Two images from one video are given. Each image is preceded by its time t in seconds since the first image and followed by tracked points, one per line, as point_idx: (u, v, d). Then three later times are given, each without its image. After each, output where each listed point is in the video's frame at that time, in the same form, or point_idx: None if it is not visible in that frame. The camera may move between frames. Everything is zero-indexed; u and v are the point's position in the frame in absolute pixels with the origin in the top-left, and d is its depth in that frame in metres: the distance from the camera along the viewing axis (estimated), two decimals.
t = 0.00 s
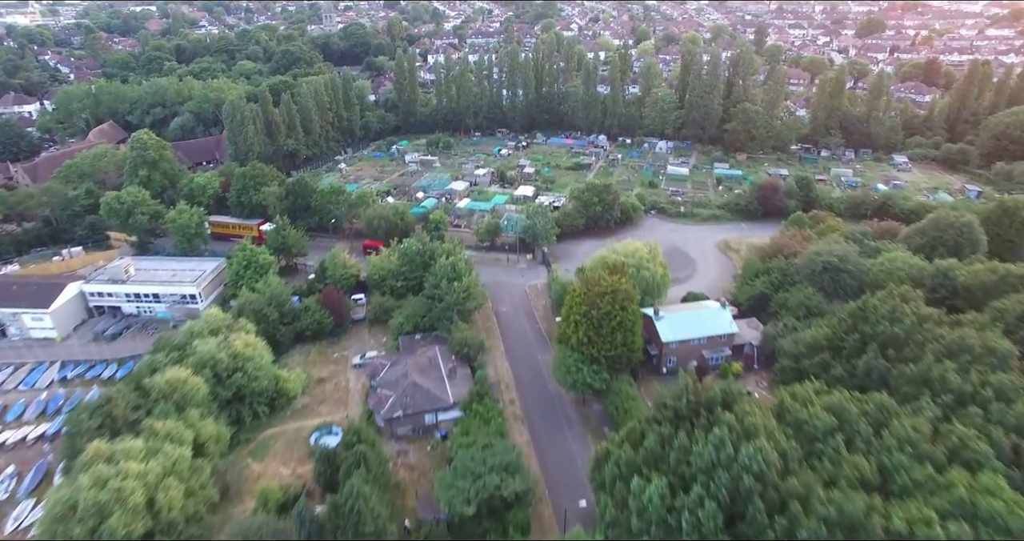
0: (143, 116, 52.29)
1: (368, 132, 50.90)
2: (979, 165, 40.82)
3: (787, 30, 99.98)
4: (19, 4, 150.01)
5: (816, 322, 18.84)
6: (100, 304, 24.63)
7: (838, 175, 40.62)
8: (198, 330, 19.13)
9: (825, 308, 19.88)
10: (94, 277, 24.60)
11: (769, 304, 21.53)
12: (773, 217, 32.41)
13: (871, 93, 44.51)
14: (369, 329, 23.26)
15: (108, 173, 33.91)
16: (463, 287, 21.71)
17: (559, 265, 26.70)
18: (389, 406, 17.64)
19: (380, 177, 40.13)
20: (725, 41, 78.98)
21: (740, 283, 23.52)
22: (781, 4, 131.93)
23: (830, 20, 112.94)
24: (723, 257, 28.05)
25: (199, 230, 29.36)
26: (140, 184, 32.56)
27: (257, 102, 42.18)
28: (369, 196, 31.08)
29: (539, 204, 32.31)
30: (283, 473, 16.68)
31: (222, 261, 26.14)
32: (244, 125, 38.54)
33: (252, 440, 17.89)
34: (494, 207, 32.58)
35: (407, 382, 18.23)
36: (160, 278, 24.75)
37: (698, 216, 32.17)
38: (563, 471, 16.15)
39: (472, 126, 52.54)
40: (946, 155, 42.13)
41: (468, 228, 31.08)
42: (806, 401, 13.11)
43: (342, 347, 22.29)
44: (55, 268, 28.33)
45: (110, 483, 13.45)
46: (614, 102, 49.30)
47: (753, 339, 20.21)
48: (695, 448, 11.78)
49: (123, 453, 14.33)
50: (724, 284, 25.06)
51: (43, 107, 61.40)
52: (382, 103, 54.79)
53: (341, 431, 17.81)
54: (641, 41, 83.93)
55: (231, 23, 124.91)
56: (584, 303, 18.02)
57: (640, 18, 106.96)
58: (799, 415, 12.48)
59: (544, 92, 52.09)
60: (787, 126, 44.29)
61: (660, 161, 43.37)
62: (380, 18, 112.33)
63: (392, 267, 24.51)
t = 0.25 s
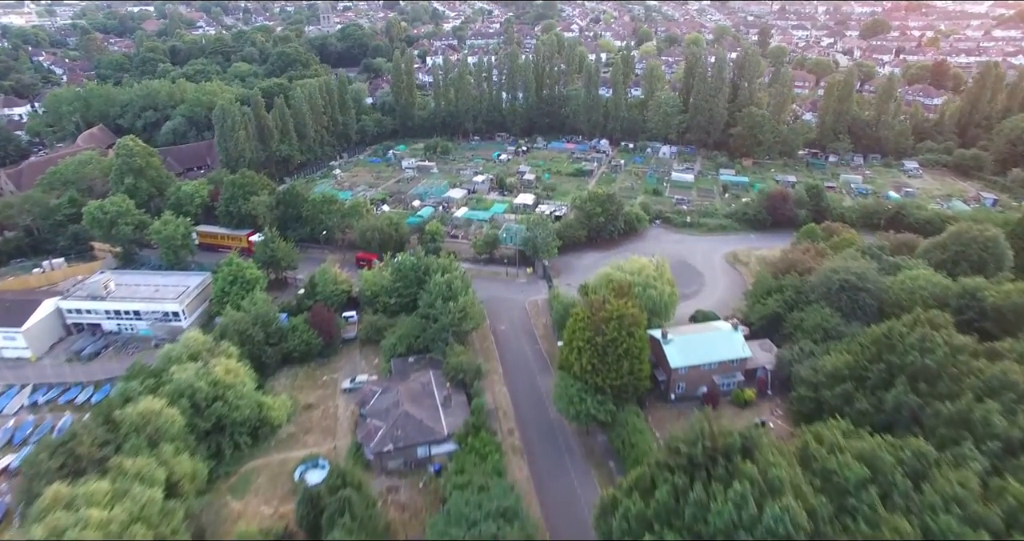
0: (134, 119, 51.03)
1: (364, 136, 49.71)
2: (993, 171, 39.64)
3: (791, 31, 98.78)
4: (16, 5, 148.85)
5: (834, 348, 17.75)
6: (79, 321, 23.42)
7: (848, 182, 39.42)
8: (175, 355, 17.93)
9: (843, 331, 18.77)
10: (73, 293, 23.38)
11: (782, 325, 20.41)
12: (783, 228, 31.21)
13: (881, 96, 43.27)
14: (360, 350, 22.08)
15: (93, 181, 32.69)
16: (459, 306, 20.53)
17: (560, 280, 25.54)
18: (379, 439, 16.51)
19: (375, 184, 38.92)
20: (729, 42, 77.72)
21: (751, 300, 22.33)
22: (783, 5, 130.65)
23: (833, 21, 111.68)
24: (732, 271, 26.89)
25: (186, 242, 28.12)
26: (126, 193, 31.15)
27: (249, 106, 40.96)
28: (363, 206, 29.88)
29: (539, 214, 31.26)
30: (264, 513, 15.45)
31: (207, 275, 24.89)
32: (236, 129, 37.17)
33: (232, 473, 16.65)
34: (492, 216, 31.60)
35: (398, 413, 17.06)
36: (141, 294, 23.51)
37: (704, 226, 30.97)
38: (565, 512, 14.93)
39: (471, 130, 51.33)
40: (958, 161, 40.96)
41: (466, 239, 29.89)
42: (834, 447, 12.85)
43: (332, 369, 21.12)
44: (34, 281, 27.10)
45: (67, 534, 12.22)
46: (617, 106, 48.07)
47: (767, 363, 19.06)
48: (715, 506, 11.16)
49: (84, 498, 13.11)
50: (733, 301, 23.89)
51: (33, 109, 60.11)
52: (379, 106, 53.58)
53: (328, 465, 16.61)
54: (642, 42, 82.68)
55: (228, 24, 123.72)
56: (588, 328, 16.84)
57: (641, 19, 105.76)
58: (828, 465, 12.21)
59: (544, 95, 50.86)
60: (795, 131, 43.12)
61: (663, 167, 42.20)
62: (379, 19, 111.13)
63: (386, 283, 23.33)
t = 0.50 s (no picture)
0: (125, 123, 49.78)
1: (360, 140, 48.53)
2: (1007, 178, 38.46)
3: (794, 32, 97.61)
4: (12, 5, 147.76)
5: (857, 376, 16.57)
6: (55, 341, 22.18)
7: (857, 189, 38.23)
8: (149, 384, 16.76)
9: (864, 356, 17.51)
10: (48, 311, 22.14)
11: (798, 348, 19.18)
12: (793, 239, 30.00)
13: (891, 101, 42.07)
14: (350, 372, 20.90)
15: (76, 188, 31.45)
16: (455, 329, 19.34)
17: (561, 297, 24.39)
18: (367, 478, 15.37)
19: (370, 191, 37.73)
20: (732, 44, 76.51)
21: (764, 319, 21.12)
22: (786, 6, 129.35)
23: (836, 22, 110.43)
24: (742, 286, 25.73)
25: (170, 255, 26.92)
26: (110, 202, 29.98)
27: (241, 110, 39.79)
28: (356, 216, 28.71)
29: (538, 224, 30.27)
30: None
31: (192, 291, 23.50)
32: (227, 134, 35.96)
33: (208, 513, 15.36)
34: (491, 226, 30.54)
35: (389, 448, 15.95)
36: (121, 312, 22.23)
37: (712, 238, 29.78)
38: None
39: (469, 134, 50.14)
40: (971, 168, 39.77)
41: (463, 251, 28.72)
42: (869, 505, 12.53)
43: (320, 394, 19.92)
44: (11, 296, 25.89)
45: None
46: (619, 110, 46.89)
47: (783, 390, 17.82)
48: None
49: None
50: (743, 320, 22.74)
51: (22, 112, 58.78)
52: (376, 110, 52.40)
53: (312, 504, 15.34)
54: (644, 44, 81.44)
55: (226, 25, 122.59)
56: (591, 357, 15.68)
57: (642, 20, 104.62)
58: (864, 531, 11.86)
59: (544, 98, 49.69)
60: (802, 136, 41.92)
61: (667, 173, 41.04)
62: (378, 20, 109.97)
63: (378, 301, 22.15)
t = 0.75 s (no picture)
0: (115, 127, 48.55)
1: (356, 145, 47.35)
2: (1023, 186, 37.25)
3: (797, 33, 96.47)
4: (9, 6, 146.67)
5: (882, 409, 15.39)
6: (28, 363, 20.98)
7: (868, 197, 37.04)
8: (119, 417, 15.64)
9: (888, 387, 16.28)
10: (22, 331, 20.93)
11: (816, 375, 17.96)
12: (804, 251, 28.77)
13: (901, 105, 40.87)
14: (339, 398, 19.71)
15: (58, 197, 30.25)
16: (450, 354, 18.17)
17: (563, 315, 23.21)
18: (354, 523, 14.26)
19: (365, 199, 36.55)
20: (735, 46, 75.28)
21: (778, 341, 19.91)
22: (788, 6, 128.06)
23: (840, 23, 109.20)
24: (752, 302, 24.53)
25: (154, 269, 25.71)
26: (93, 212, 28.76)
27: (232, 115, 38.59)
28: (349, 227, 27.53)
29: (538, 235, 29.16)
30: None
31: (174, 309, 22.18)
32: (216, 140, 34.77)
33: None
34: (489, 237, 29.43)
35: (377, 489, 14.78)
36: (98, 332, 20.97)
37: (720, 250, 28.57)
38: None
39: (468, 139, 48.96)
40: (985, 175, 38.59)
41: (460, 264, 27.53)
42: None
43: (307, 423, 18.73)
44: None
45: None
46: (621, 114, 45.71)
47: (801, 422, 16.62)
48: None
49: None
50: (755, 340, 21.55)
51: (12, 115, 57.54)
52: (373, 113, 51.21)
53: None
54: (646, 45, 80.22)
55: (223, 25, 121.46)
56: (596, 390, 14.53)
57: (644, 21, 103.48)
58: None
59: (545, 102, 48.52)
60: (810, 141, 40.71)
61: (671, 180, 39.86)
62: (376, 21, 108.86)
63: (369, 321, 20.96)
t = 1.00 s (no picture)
0: (105, 131, 47.35)
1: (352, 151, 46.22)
2: None
3: (801, 35, 95.30)
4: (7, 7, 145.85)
5: (912, 449, 14.21)
6: None
7: (879, 205, 35.86)
8: (86, 458, 14.43)
9: (916, 421, 14.96)
10: None
11: (836, 406, 16.68)
12: (816, 264, 27.58)
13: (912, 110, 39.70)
14: (328, 427, 18.55)
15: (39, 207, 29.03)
16: (445, 384, 16.99)
17: (565, 335, 22.07)
18: None
19: (360, 208, 35.40)
20: (738, 47, 74.10)
21: (793, 366, 18.75)
22: (791, 7, 126.80)
23: (843, 24, 108.01)
24: (764, 320, 23.37)
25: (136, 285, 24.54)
26: (75, 223, 27.52)
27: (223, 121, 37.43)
28: (341, 240, 26.38)
29: (539, 248, 28.06)
30: None
31: (154, 330, 20.76)
32: (205, 148, 33.54)
33: None
34: (488, 250, 28.31)
35: (365, 536, 13.65)
36: (72, 355, 19.67)
37: (728, 264, 27.40)
38: None
39: (467, 144, 47.80)
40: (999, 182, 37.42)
41: (458, 279, 26.38)
42: None
43: (293, 455, 17.58)
44: None
45: None
46: (624, 119, 44.55)
47: (821, 458, 15.46)
48: None
49: None
50: (768, 364, 20.41)
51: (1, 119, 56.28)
52: (369, 118, 50.05)
53: None
54: (648, 47, 79.08)
55: (221, 26, 120.40)
56: (603, 427, 13.44)
57: (645, 22, 102.37)
58: None
59: (545, 106, 47.37)
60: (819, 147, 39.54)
61: (676, 188, 38.70)
62: (375, 22, 107.77)
63: (360, 344, 19.79)
